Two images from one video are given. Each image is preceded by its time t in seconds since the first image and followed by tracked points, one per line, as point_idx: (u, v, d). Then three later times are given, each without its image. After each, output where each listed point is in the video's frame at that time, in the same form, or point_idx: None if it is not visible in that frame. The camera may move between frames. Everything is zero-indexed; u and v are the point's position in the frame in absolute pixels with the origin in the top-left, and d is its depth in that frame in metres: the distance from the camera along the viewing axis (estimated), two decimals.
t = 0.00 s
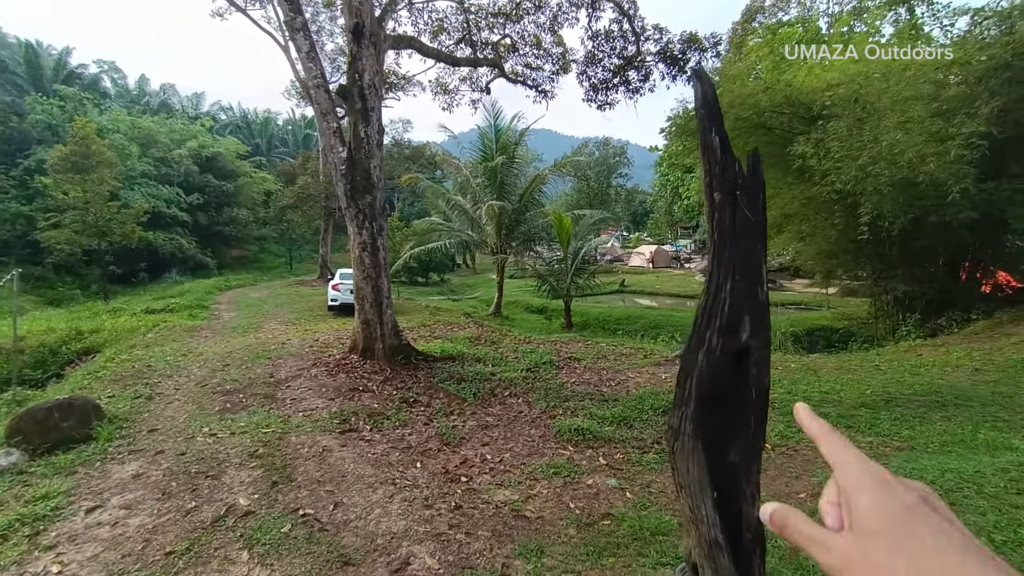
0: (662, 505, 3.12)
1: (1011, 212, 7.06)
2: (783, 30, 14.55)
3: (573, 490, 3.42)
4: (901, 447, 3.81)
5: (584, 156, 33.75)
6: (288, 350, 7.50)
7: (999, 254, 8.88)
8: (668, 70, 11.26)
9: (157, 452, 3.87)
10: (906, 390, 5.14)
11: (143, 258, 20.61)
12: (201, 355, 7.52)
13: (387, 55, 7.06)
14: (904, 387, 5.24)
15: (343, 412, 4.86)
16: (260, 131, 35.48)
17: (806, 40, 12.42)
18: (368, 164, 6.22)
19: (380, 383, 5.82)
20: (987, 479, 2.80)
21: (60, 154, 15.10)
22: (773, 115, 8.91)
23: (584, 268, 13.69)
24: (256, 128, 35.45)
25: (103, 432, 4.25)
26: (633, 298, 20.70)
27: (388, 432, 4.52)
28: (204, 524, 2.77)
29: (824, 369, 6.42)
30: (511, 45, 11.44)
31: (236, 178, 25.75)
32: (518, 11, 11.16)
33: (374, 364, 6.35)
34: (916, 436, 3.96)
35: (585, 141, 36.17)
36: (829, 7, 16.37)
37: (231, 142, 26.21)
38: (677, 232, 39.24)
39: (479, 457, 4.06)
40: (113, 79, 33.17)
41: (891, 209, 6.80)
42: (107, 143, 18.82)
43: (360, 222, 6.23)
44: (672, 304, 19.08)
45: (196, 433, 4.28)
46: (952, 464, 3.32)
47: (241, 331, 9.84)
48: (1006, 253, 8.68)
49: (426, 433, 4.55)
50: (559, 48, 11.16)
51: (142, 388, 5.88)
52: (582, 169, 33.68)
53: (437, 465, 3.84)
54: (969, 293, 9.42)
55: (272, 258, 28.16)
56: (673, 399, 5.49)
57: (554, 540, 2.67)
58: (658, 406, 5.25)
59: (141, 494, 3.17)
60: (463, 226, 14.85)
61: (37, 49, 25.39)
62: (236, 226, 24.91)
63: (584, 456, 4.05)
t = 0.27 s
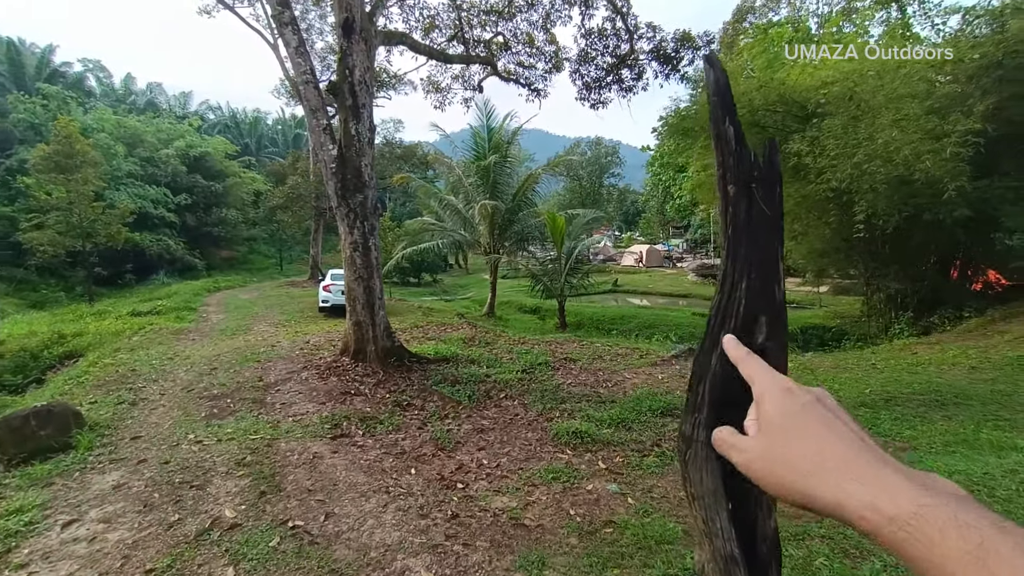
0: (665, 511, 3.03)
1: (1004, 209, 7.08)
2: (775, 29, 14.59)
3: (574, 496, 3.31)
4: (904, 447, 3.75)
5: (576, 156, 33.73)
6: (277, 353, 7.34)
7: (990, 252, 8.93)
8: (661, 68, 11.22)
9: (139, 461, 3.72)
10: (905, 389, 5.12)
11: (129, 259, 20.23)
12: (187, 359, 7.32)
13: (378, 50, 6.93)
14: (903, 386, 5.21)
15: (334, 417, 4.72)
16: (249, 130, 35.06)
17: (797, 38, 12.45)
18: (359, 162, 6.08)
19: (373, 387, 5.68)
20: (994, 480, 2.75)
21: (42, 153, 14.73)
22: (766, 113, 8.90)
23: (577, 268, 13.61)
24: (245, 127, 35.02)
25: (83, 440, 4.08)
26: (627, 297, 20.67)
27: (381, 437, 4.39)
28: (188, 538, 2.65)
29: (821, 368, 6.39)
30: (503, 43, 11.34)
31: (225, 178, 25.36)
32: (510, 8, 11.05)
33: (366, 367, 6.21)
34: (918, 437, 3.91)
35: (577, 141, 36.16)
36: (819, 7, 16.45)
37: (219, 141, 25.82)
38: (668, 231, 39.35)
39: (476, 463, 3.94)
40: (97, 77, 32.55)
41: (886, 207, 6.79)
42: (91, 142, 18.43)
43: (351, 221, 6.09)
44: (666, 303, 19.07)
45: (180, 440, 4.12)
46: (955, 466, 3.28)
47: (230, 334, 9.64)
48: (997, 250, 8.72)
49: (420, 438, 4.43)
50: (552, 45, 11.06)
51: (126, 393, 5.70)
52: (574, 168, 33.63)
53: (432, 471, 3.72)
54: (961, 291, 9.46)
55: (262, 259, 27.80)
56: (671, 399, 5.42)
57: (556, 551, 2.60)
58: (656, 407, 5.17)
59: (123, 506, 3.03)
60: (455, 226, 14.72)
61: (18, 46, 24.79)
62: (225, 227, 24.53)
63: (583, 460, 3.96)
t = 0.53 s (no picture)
0: (671, 519, 2.95)
1: (1002, 212, 7.07)
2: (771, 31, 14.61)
3: (577, 504, 3.22)
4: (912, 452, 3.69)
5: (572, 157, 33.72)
6: (270, 355, 7.19)
7: (986, 254, 8.94)
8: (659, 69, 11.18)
9: (126, 468, 3.58)
10: (907, 392, 5.07)
11: (119, 259, 19.93)
12: (178, 361, 7.16)
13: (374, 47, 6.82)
14: (905, 389, 5.16)
15: (329, 420, 4.60)
16: (242, 129, 34.74)
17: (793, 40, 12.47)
18: (355, 160, 5.96)
19: (369, 389, 5.57)
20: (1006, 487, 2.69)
21: (30, 151, 14.45)
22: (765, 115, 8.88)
23: (574, 269, 13.54)
24: (238, 127, 34.70)
25: (68, 446, 3.93)
26: (623, 299, 20.64)
27: (377, 442, 4.28)
28: (177, 550, 2.53)
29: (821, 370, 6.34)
30: (500, 43, 11.26)
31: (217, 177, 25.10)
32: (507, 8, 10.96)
33: (361, 369, 6.08)
34: (925, 441, 3.85)
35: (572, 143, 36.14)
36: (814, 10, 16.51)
37: (212, 140, 25.53)
38: (663, 233, 39.42)
39: (475, 468, 3.84)
40: (88, 75, 32.11)
41: (886, 209, 6.76)
42: (81, 140, 18.13)
43: (346, 220, 5.98)
44: (662, 305, 19.06)
45: (169, 446, 3.99)
46: (964, 472, 3.22)
47: (222, 335, 9.47)
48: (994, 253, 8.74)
49: (418, 442, 4.32)
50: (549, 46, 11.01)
51: (114, 396, 5.54)
52: (570, 170, 33.62)
53: (431, 478, 3.61)
54: (957, 293, 9.47)
55: (255, 259, 27.52)
56: (672, 402, 5.34)
57: (561, 562, 2.51)
58: (658, 410, 5.09)
59: (108, 516, 2.90)
60: (451, 226, 14.60)
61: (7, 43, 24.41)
62: (218, 226, 24.26)
63: (585, 465, 3.87)
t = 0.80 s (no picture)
0: (682, 527, 2.86)
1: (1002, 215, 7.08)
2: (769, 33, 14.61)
3: (586, 511, 3.12)
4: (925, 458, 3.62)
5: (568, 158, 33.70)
6: (265, 354, 7.06)
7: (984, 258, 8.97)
8: (659, 69, 11.14)
9: (117, 472, 3.45)
10: (912, 395, 5.03)
11: (110, 257, 19.65)
12: (170, 360, 7.01)
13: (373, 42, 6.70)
14: (911, 392, 5.12)
15: (326, 423, 4.49)
16: (236, 128, 34.44)
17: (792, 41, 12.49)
18: (353, 157, 5.85)
19: (366, 391, 5.45)
20: None
21: (19, 146, 14.19)
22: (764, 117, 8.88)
23: (572, 270, 13.46)
24: (231, 125, 34.40)
25: (56, 449, 3.80)
26: (619, 300, 20.58)
27: (376, 446, 4.16)
28: (170, 562, 2.41)
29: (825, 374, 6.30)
30: (499, 42, 11.17)
31: (211, 175, 24.84)
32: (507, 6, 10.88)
33: (358, 371, 5.95)
34: (934, 446, 3.80)
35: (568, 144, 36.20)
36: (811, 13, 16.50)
37: (205, 138, 25.27)
38: (658, 235, 39.49)
39: (477, 473, 3.74)
40: (80, 71, 31.72)
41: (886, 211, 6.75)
42: (72, 136, 17.84)
43: (344, 219, 5.86)
44: (658, 307, 19.03)
45: (162, 449, 3.86)
46: (977, 479, 3.16)
47: (215, 335, 9.30)
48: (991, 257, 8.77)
49: (418, 445, 4.22)
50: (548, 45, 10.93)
51: (104, 397, 5.39)
52: (566, 171, 33.59)
53: (432, 483, 3.50)
54: (954, 297, 9.49)
55: (248, 258, 27.23)
56: (676, 405, 5.27)
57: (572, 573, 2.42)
58: (662, 413, 5.01)
59: (96, 523, 2.78)
60: (448, 226, 14.49)
61: None
62: (211, 225, 23.99)
63: (590, 470, 3.78)
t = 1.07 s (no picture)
0: (700, 532, 2.78)
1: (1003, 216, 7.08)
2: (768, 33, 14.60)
3: (599, 515, 3.04)
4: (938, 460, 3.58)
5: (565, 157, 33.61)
6: (262, 353, 6.92)
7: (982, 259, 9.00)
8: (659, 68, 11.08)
9: (110, 475, 3.32)
10: (920, 396, 4.99)
11: (100, 253, 19.34)
12: (164, 359, 6.85)
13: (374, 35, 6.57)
14: (918, 393, 5.09)
15: (327, 423, 4.37)
16: (229, 124, 34.06)
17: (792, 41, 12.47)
18: (354, 152, 5.73)
19: (367, 391, 5.33)
20: None
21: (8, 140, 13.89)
22: (766, 117, 8.83)
23: (571, 268, 13.39)
24: (225, 121, 34.02)
25: (46, 450, 3.67)
26: (616, 300, 20.54)
27: (378, 447, 4.05)
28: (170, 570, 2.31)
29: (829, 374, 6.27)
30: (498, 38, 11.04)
31: (204, 171, 24.50)
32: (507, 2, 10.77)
33: (358, 370, 5.84)
34: (947, 448, 3.76)
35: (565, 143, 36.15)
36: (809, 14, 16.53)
37: (199, 133, 24.95)
38: (654, 234, 39.53)
39: (484, 475, 3.65)
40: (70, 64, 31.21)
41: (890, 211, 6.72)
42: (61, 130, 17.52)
43: (344, 215, 5.74)
44: (655, 306, 19.01)
45: (157, 450, 3.73)
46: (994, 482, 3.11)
47: (209, 332, 9.14)
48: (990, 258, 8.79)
49: (421, 447, 4.11)
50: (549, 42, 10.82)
51: (96, 397, 5.24)
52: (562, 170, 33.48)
53: (439, 486, 3.40)
54: (953, 298, 9.52)
55: (241, 256, 26.93)
56: (682, 405, 5.20)
57: None
58: (668, 414, 4.93)
59: (90, 529, 2.66)
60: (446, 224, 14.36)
61: None
62: (204, 222, 23.67)
63: (599, 473, 3.70)
